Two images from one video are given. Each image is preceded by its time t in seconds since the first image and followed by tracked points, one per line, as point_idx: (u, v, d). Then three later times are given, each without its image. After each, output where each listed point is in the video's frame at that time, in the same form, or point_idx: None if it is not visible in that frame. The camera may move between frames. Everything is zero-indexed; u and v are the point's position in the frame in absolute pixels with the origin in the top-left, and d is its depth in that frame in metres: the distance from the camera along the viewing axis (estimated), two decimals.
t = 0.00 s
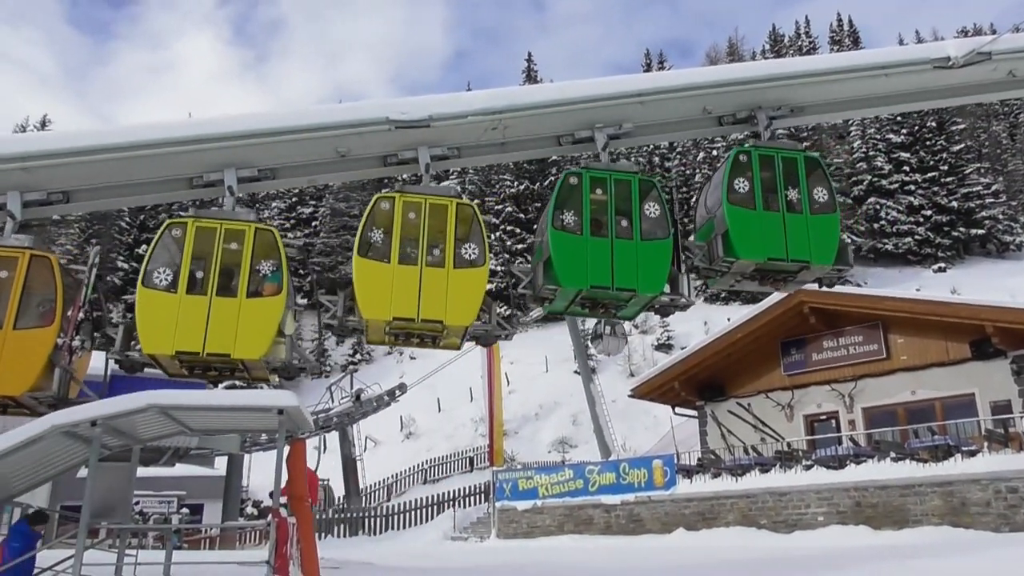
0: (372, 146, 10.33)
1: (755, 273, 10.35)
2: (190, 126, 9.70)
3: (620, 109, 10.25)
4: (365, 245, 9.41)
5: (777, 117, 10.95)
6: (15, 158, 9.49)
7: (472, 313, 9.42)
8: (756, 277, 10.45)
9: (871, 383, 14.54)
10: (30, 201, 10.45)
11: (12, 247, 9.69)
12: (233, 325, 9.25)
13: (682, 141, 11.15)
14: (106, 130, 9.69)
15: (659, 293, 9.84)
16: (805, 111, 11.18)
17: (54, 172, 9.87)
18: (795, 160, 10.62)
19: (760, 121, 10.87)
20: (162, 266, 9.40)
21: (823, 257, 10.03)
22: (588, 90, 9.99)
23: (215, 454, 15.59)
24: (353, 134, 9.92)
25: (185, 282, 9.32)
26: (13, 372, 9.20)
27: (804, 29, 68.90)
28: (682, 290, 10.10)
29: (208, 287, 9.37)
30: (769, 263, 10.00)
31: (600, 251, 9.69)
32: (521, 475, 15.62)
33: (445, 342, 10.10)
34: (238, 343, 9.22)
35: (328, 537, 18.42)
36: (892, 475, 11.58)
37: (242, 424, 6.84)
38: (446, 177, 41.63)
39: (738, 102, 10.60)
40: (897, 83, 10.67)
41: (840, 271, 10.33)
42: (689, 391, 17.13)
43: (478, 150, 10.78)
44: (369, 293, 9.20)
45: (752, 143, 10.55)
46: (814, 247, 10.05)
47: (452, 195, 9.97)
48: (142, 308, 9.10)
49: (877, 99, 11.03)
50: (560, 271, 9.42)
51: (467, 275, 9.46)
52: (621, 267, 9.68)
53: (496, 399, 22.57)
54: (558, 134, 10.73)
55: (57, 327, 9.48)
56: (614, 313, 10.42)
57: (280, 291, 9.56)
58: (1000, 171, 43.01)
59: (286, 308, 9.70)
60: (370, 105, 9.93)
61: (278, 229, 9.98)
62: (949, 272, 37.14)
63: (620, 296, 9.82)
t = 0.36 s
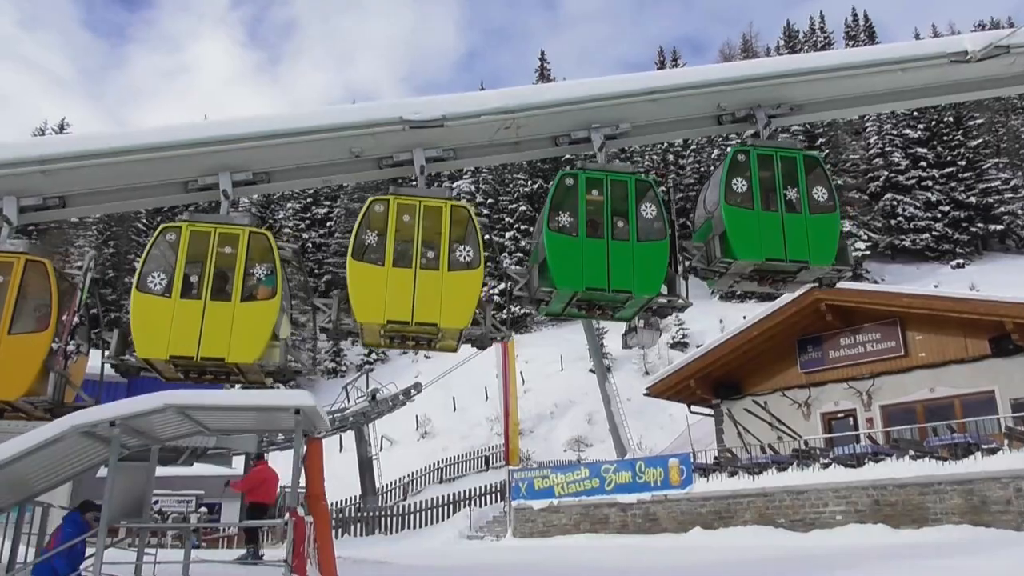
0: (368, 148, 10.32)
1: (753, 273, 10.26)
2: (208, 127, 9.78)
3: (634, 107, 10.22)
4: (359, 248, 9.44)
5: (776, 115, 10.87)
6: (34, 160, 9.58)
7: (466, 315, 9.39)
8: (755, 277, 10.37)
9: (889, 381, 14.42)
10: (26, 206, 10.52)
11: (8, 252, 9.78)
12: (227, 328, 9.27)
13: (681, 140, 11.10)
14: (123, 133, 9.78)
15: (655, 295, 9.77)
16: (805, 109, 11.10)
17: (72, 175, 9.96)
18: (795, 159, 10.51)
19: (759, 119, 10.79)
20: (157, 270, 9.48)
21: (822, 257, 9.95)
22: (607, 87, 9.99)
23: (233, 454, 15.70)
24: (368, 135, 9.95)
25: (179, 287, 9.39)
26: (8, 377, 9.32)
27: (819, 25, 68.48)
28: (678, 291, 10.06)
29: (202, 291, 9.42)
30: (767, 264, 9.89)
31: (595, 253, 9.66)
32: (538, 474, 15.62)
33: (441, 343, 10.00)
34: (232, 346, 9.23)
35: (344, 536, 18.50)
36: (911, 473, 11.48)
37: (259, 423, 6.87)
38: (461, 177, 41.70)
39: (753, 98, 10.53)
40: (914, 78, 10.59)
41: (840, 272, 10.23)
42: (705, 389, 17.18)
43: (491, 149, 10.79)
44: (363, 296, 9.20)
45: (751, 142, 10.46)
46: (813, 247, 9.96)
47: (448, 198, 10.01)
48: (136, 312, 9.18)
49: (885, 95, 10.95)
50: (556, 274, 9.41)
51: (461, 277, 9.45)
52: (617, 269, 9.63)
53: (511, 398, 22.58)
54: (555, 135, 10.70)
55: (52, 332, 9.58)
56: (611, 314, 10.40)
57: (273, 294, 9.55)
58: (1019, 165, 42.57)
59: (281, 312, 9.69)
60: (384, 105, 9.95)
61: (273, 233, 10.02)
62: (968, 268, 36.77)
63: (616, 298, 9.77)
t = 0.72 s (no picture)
0: (360, 151, 10.29)
1: (753, 275, 10.19)
2: (224, 130, 9.83)
3: (649, 105, 10.18)
4: (354, 252, 9.49)
5: (776, 114, 10.77)
6: (52, 164, 9.65)
7: (462, 318, 9.37)
8: (755, 279, 10.28)
9: (908, 379, 14.28)
10: (24, 213, 10.62)
11: (6, 259, 9.85)
12: (222, 333, 9.33)
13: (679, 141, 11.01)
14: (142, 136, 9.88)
15: (652, 298, 9.72)
16: (807, 108, 11.01)
17: (91, 179, 10.03)
18: (794, 159, 10.48)
19: (759, 119, 10.66)
20: (152, 275, 9.56)
21: (823, 258, 9.90)
22: (624, 86, 9.95)
23: (249, 455, 15.80)
24: (381, 136, 9.98)
25: (175, 291, 9.45)
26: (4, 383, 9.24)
27: (835, 21, 67.96)
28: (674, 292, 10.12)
29: (198, 296, 9.48)
30: (767, 265, 9.81)
31: (591, 255, 9.63)
32: (554, 474, 15.58)
33: (438, 348, 9.99)
34: (227, 351, 9.28)
35: (361, 536, 18.57)
36: (931, 472, 11.37)
37: (275, 424, 6.91)
38: (475, 177, 41.72)
39: (770, 96, 10.48)
40: (933, 73, 10.50)
41: (840, 273, 10.15)
42: (721, 387, 17.18)
43: (506, 148, 10.80)
44: (358, 300, 9.24)
45: (749, 142, 10.41)
46: (812, 247, 9.89)
47: (443, 200, 9.99)
48: (133, 316, 9.26)
49: (901, 91, 10.86)
50: (553, 277, 9.41)
51: (457, 280, 9.48)
52: (614, 272, 9.60)
53: (527, 398, 22.55)
54: (552, 137, 10.68)
55: (47, 337, 9.55)
56: (609, 316, 10.37)
57: (268, 299, 9.60)
58: None
59: (276, 316, 9.74)
60: (397, 106, 9.97)
61: (269, 238, 10.05)
62: (988, 264, 36.38)
63: (614, 301, 9.76)
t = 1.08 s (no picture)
0: (356, 156, 10.37)
1: (751, 278, 10.11)
2: (240, 132, 9.88)
3: (663, 104, 10.17)
4: (348, 256, 9.53)
5: (774, 115, 10.72)
6: (73, 166, 9.73)
7: (455, 323, 9.41)
8: (753, 282, 10.22)
9: (926, 378, 14.15)
10: (21, 218, 10.75)
11: None
12: (216, 338, 9.39)
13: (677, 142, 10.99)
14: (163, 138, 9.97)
15: (647, 301, 9.69)
16: (804, 109, 10.96)
17: (110, 181, 10.10)
18: (793, 159, 10.43)
19: (756, 120, 10.58)
20: (147, 281, 9.63)
21: (821, 259, 9.83)
22: (637, 85, 9.91)
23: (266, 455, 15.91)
24: (397, 137, 10.02)
25: (169, 297, 9.53)
26: None
27: (849, 18, 67.52)
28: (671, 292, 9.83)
29: (191, 301, 9.55)
30: (765, 268, 9.75)
31: (586, 258, 9.60)
32: (569, 474, 15.58)
33: (433, 352, 10.08)
34: (220, 357, 9.32)
35: (377, 537, 18.63)
36: (950, 471, 11.27)
37: (291, 425, 6.94)
38: (489, 177, 41.79)
39: (786, 93, 10.44)
40: (948, 69, 10.42)
41: (839, 275, 10.07)
42: (737, 387, 17.14)
43: (520, 149, 10.80)
44: (352, 305, 9.25)
45: (746, 144, 10.38)
46: (811, 249, 9.84)
47: (437, 204, 10.02)
48: (126, 321, 9.31)
49: (916, 88, 10.78)
50: (546, 281, 9.35)
51: (450, 284, 9.50)
52: (609, 275, 9.58)
53: (542, 399, 22.54)
54: (547, 140, 10.68)
55: (42, 342, 9.59)
56: (606, 320, 10.34)
57: (262, 304, 9.67)
58: None
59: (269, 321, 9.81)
60: (411, 107, 10.00)
61: (263, 244, 10.06)
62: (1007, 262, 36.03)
63: (610, 304, 9.71)
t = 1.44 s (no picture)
0: (352, 162, 10.44)
1: (748, 281, 10.09)
2: (255, 136, 9.92)
3: (677, 105, 10.16)
4: (340, 261, 9.59)
5: (771, 117, 10.64)
6: (91, 171, 9.82)
7: (448, 328, 9.46)
8: (749, 285, 10.20)
9: (943, 378, 14.01)
10: (16, 225, 10.87)
11: None
12: (208, 345, 9.43)
13: (673, 144, 10.96)
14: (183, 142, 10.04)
15: (642, 306, 9.63)
16: (801, 111, 10.92)
17: (128, 185, 10.20)
18: (788, 162, 10.39)
19: (753, 122, 10.58)
20: (140, 288, 9.70)
21: (817, 262, 9.78)
22: (653, 85, 9.89)
23: (283, 456, 15.99)
24: (411, 140, 10.06)
25: (162, 303, 9.57)
26: None
27: (863, 16, 67.12)
28: (666, 297, 9.82)
29: (185, 308, 9.59)
30: (761, 271, 9.73)
31: (580, 262, 9.62)
32: (584, 476, 15.55)
33: (428, 358, 10.10)
34: (212, 362, 9.36)
35: (393, 538, 18.68)
36: (969, 472, 11.16)
37: (306, 427, 6.98)
38: (503, 178, 41.84)
39: (802, 92, 10.40)
40: (962, 67, 10.35)
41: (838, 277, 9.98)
42: (751, 388, 17.18)
43: (519, 152, 10.80)
44: (345, 312, 9.32)
45: (742, 146, 10.30)
46: (808, 253, 9.79)
47: (430, 209, 10.05)
48: (121, 328, 9.41)
49: (929, 87, 10.73)
50: (541, 286, 9.41)
51: (443, 289, 9.55)
52: (603, 279, 9.54)
53: (556, 401, 22.50)
54: (542, 143, 10.75)
55: (36, 349, 9.66)
56: (601, 324, 10.30)
57: (254, 310, 9.65)
58: None
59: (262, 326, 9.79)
60: (425, 109, 10.01)
61: (257, 249, 10.21)
62: None
63: (605, 309, 9.67)
